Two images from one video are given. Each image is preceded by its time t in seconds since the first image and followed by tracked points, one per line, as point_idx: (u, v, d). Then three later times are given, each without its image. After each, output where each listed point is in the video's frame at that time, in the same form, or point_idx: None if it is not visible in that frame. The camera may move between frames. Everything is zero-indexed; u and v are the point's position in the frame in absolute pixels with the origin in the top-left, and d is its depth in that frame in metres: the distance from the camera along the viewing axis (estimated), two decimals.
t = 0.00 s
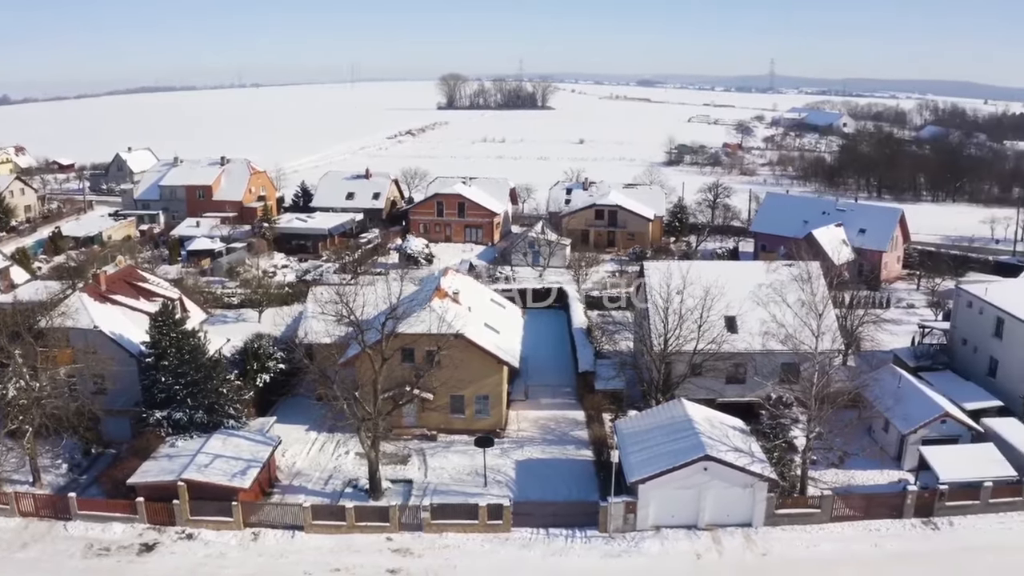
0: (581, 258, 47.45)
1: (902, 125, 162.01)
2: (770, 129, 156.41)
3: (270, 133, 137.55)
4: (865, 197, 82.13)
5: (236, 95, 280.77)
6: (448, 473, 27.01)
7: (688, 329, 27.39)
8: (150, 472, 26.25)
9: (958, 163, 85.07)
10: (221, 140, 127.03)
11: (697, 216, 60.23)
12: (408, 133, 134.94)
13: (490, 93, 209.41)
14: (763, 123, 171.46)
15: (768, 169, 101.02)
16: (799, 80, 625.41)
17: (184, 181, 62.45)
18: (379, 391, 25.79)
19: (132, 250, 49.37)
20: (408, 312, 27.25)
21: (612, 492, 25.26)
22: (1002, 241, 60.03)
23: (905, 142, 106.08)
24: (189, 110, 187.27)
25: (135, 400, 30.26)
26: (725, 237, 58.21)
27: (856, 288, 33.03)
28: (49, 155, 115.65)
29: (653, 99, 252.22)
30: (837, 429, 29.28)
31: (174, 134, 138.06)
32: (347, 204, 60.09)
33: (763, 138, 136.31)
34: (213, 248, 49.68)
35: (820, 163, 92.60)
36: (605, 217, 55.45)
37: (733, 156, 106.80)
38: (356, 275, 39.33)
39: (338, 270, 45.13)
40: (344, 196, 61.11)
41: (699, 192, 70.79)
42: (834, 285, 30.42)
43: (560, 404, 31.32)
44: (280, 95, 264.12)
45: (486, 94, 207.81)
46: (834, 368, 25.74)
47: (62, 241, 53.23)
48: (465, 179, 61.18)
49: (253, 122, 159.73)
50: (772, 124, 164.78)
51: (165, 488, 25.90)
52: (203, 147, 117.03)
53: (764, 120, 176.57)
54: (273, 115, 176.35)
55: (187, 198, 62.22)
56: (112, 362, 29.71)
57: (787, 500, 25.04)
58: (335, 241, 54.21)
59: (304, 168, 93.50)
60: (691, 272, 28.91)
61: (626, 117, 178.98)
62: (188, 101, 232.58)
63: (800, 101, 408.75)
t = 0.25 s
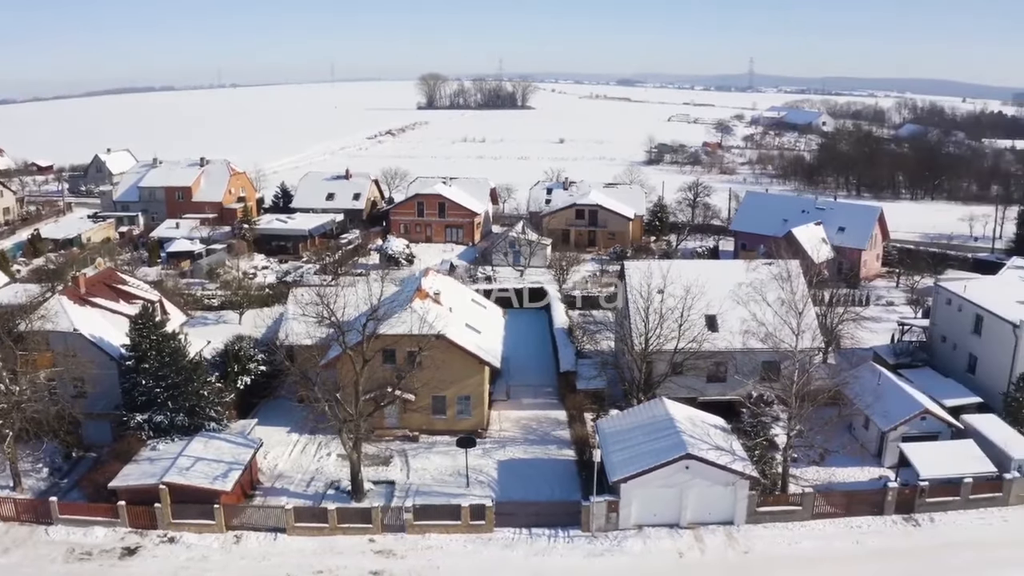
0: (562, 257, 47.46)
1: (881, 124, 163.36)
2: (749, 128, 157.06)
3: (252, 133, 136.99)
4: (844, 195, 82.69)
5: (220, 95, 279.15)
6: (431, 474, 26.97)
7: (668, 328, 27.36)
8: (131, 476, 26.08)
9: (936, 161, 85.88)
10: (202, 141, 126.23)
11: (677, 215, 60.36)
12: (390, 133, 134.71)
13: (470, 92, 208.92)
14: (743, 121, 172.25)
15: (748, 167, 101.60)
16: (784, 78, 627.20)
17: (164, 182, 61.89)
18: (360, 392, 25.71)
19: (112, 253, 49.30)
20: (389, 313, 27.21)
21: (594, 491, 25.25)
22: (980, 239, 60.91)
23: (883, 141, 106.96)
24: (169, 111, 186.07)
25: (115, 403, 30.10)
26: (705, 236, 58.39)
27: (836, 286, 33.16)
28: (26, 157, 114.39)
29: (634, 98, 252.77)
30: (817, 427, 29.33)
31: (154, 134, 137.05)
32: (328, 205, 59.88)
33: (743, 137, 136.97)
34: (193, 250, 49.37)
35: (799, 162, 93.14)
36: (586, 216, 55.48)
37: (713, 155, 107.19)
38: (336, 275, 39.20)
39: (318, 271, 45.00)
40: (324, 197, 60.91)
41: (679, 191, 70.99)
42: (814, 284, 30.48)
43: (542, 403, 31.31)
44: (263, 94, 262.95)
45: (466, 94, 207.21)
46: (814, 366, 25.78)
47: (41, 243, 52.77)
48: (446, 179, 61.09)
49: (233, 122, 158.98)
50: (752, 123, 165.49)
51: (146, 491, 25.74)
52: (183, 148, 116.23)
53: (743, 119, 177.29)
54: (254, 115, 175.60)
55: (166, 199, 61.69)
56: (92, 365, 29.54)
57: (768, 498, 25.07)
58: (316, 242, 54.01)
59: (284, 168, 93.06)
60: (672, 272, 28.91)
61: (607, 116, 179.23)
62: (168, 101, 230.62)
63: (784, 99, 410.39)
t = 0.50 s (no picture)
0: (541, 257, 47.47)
1: (858, 122, 164.76)
2: (728, 127, 157.70)
3: (236, 133, 136.33)
4: (822, 194, 83.20)
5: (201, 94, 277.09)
6: (412, 475, 26.91)
7: (648, 327, 27.33)
8: (111, 480, 25.86)
9: (912, 159, 86.60)
10: (180, 141, 125.18)
11: (656, 214, 60.48)
12: (370, 134, 134.29)
13: (449, 92, 208.28)
14: (721, 121, 173.11)
15: (727, 166, 102.24)
16: (766, 77, 629.62)
17: (142, 184, 61.28)
18: (341, 394, 25.63)
19: (91, 255, 48.94)
20: (369, 315, 27.27)
21: (575, 491, 25.23)
22: (957, 236, 61.59)
23: (861, 139, 107.76)
24: (146, 111, 184.37)
25: (95, 407, 29.90)
26: (684, 234, 58.55)
27: (815, 284, 33.27)
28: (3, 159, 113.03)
29: (613, 99, 253.18)
30: (797, 425, 29.37)
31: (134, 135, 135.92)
32: (307, 205, 59.64)
33: (721, 136, 137.68)
34: (171, 252, 49.03)
35: (778, 160, 93.72)
36: (565, 216, 55.42)
37: (692, 154, 107.59)
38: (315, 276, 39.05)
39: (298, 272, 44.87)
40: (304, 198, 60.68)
41: (658, 190, 71.16)
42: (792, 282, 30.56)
43: (522, 403, 31.31)
44: (244, 94, 261.34)
45: (445, 94, 206.32)
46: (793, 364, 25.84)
47: (19, 246, 52.26)
48: (425, 180, 60.98)
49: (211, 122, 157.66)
50: (729, 122, 166.30)
51: (127, 495, 25.52)
52: (162, 149, 115.36)
53: (720, 118, 178.09)
54: (233, 115, 174.38)
55: (144, 201, 61.05)
56: (71, 369, 29.31)
57: (749, 496, 25.07)
58: (295, 244, 53.71)
59: (262, 169, 92.55)
60: (651, 271, 28.87)
61: (587, 115, 179.47)
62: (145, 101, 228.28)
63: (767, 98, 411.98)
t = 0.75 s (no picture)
0: (522, 258, 47.39)
1: (837, 121, 165.82)
2: (708, 126, 158.12)
3: (218, 134, 135.48)
4: (802, 193, 83.59)
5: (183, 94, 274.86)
6: (394, 477, 26.83)
7: (629, 327, 27.29)
8: (93, 484, 25.65)
9: (891, 158, 87.10)
10: (158, 142, 124.03)
11: (637, 214, 60.57)
12: (352, 134, 133.75)
13: (429, 92, 207.45)
14: (702, 120, 173.66)
15: (708, 165, 102.66)
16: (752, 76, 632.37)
17: (121, 186, 60.76)
18: (322, 396, 25.54)
19: (70, 258, 48.66)
20: (350, 317, 27.29)
21: (558, 491, 25.19)
22: (937, 235, 62.20)
23: (839, 137, 108.40)
24: (124, 112, 182.53)
25: (75, 411, 29.70)
26: (665, 234, 58.71)
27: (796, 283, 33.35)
28: None
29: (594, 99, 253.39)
30: (778, 423, 29.41)
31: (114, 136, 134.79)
32: (287, 206, 59.35)
33: (702, 135, 138.14)
34: (151, 254, 48.70)
35: (758, 159, 94.13)
36: (545, 216, 55.44)
37: (672, 153, 107.84)
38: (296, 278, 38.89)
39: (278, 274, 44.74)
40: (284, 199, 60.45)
41: (637, 190, 71.30)
42: (773, 281, 30.61)
43: (504, 404, 31.27)
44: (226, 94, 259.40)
45: (425, 93, 205.07)
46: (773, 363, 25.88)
47: None
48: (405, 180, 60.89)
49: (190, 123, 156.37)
50: (709, 122, 166.93)
51: (108, 499, 25.30)
52: (143, 150, 114.45)
53: (700, 117, 178.70)
54: (213, 115, 173.11)
55: (123, 203, 60.60)
56: (51, 373, 29.08)
57: (730, 495, 25.04)
58: (276, 245, 53.45)
59: (242, 169, 91.99)
60: (632, 271, 28.83)
61: (569, 114, 179.51)
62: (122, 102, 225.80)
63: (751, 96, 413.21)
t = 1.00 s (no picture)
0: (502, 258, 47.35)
1: (815, 120, 167.06)
2: (688, 125, 158.72)
3: (197, 135, 134.51)
4: (780, 192, 84.04)
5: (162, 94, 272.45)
6: (375, 480, 26.73)
7: (609, 327, 27.26)
8: (72, 489, 25.40)
9: (869, 157, 87.72)
10: (136, 143, 122.92)
11: (616, 214, 60.70)
12: (331, 134, 133.19)
13: (407, 92, 206.60)
14: (680, 119, 174.56)
15: (686, 164, 103.04)
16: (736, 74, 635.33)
17: (98, 188, 60.21)
18: (303, 399, 25.41)
19: (47, 261, 48.20)
20: (330, 319, 27.24)
21: (539, 492, 25.14)
22: (914, 233, 62.83)
23: (817, 136, 109.13)
24: (100, 113, 180.61)
25: (55, 415, 29.48)
26: (644, 234, 58.91)
27: (774, 282, 33.46)
28: None
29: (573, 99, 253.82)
30: (757, 422, 29.47)
31: (92, 138, 133.41)
32: (266, 208, 59.07)
33: (681, 134, 138.65)
34: (129, 256, 48.34)
35: (736, 159, 94.53)
36: (525, 217, 55.40)
37: (651, 153, 108.14)
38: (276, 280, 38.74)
39: (258, 276, 44.65)
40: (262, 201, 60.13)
41: (616, 190, 71.50)
42: (752, 280, 30.68)
43: (485, 405, 31.24)
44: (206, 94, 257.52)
45: (404, 94, 204.31)
46: (752, 362, 25.94)
47: None
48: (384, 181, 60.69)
49: (168, 124, 155.12)
50: (688, 121, 167.69)
51: (88, 505, 25.05)
52: (121, 151, 113.35)
53: (679, 117, 179.57)
54: (191, 116, 171.83)
55: (101, 206, 60.15)
56: (30, 377, 28.84)
57: (711, 494, 25.03)
58: (255, 247, 53.21)
59: (221, 171, 91.41)
60: (611, 272, 28.78)
61: (550, 114, 179.76)
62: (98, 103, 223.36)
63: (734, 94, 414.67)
